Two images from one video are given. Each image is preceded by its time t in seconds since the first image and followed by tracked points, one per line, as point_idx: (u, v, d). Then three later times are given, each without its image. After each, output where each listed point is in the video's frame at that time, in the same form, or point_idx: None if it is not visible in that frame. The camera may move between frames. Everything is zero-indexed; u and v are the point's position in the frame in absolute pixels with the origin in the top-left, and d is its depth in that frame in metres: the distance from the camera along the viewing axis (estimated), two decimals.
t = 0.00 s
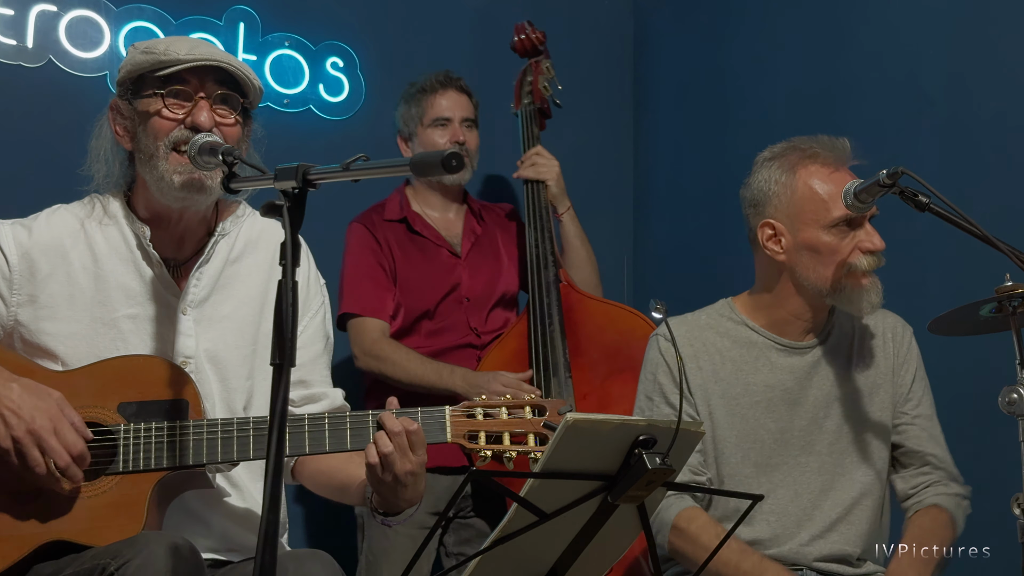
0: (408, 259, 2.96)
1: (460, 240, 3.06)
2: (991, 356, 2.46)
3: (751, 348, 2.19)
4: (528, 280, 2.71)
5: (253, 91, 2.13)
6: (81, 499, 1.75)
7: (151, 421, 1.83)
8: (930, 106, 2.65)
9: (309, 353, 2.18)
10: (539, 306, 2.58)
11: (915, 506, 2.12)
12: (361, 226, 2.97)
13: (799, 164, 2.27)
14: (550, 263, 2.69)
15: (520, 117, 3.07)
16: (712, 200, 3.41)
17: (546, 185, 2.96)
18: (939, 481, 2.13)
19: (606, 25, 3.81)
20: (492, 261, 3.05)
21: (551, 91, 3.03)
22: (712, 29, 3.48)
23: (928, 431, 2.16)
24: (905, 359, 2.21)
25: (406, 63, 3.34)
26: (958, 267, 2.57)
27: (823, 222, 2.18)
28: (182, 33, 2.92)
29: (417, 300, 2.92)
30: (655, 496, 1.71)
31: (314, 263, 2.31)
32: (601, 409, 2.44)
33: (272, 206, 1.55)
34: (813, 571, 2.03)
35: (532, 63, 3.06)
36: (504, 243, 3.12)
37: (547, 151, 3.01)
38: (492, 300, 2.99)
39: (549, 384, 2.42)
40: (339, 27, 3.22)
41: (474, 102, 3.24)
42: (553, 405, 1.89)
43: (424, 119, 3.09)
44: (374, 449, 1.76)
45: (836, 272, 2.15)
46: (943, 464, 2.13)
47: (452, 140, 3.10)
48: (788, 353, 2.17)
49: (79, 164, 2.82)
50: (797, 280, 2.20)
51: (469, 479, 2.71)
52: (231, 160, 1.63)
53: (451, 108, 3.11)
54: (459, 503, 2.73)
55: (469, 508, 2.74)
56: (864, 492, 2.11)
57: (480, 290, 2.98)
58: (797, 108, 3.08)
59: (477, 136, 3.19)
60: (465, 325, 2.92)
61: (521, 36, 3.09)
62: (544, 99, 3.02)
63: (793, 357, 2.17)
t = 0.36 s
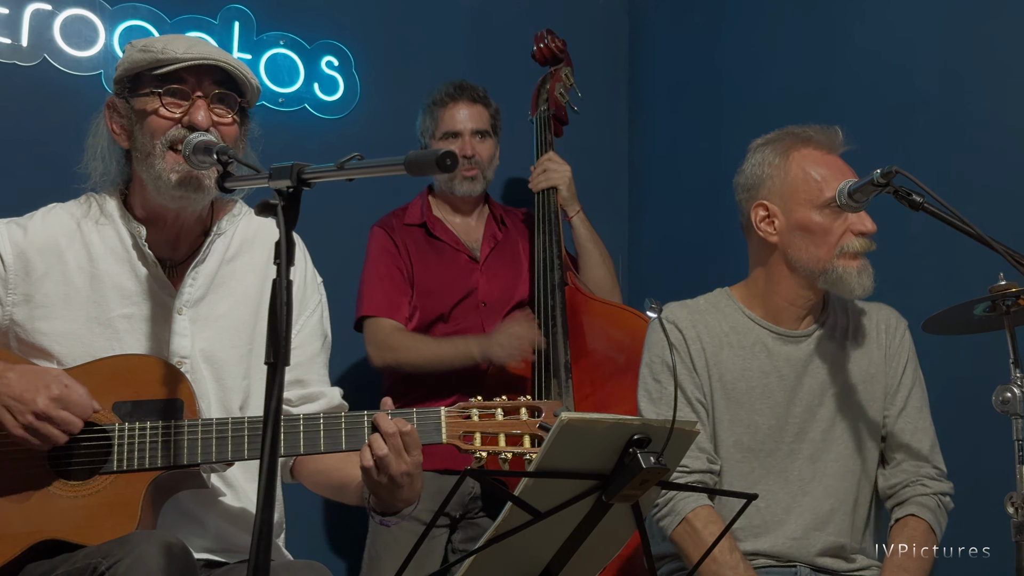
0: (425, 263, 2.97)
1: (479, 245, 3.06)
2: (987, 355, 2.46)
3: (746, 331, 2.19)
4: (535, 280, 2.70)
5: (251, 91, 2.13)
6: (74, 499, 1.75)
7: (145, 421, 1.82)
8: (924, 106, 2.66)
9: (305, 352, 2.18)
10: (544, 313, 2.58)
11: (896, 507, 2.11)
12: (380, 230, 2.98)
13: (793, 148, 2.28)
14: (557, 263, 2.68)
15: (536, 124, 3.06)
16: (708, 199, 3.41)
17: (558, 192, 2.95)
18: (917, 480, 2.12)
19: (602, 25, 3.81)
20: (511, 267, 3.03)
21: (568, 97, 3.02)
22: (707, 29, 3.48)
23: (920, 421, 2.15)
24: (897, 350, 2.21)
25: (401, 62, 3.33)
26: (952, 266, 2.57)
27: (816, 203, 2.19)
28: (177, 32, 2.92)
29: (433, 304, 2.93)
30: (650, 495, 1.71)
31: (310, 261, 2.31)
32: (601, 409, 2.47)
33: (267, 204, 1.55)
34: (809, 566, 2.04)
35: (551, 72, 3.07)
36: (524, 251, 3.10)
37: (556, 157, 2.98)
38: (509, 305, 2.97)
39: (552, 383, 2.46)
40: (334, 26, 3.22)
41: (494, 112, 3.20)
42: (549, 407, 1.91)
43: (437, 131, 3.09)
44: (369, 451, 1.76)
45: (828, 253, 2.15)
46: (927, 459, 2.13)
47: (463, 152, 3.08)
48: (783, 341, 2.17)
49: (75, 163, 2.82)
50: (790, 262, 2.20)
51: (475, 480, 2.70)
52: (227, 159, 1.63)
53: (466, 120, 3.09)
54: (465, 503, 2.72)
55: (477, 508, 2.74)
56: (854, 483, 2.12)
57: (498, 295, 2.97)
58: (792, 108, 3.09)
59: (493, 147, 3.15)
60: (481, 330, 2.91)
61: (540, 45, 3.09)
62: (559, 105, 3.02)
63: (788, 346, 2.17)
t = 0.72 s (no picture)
0: (427, 264, 2.98)
1: (480, 247, 3.05)
2: (981, 353, 2.46)
3: (735, 343, 2.20)
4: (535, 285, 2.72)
5: (249, 94, 2.12)
6: (69, 499, 1.75)
7: (141, 421, 1.83)
8: (917, 105, 2.66)
9: (299, 353, 2.18)
10: (543, 314, 2.61)
11: (897, 509, 2.11)
12: (383, 229, 2.98)
13: (773, 157, 2.30)
14: (557, 267, 2.70)
15: (537, 129, 3.07)
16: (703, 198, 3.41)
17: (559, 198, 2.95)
18: (917, 482, 2.12)
19: (596, 24, 3.81)
20: (511, 269, 3.04)
21: (569, 104, 3.03)
22: (701, 28, 3.49)
23: (917, 424, 2.16)
24: (892, 352, 2.22)
25: (395, 61, 3.33)
26: (946, 265, 2.57)
27: (797, 215, 2.20)
28: (170, 31, 2.92)
29: (434, 306, 2.94)
30: (645, 495, 1.72)
31: (306, 262, 2.31)
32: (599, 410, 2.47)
33: (260, 203, 1.55)
34: (802, 567, 2.03)
35: (552, 79, 3.06)
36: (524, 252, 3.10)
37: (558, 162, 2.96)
38: (509, 308, 2.98)
39: (550, 385, 2.47)
40: (328, 25, 3.22)
41: (493, 118, 3.12)
42: (545, 408, 1.92)
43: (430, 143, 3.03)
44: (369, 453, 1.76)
45: (810, 265, 2.16)
46: (927, 461, 2.13)
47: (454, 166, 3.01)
48: (772, 349, 2.18)
49: (69, 162, 2.82)
50: (774, 275, 2.22)
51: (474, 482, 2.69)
52: (220, 158, 1.63)
53: (461, 132, 3.03)
54: (462, 505, 2.71)
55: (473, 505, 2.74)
56: (852, 486, 2.12)
57: (498, 298, 2.98)
58: (786, 107, 3.09)
59: (487, 158, 3.08)
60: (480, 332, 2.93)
61: (542, 53, 3.08)
62: (560, 111, 3.02)
63: (777, 353, 2.18)
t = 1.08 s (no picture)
0: (411, 266, 2.97)
1: (463, 249, 3.04)
2: (976, 354, 2.46)
3: (722, 347, 2.19)
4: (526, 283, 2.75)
5: (242, 97, 2.12)
6: (65, 503, 1.76)
7: (136, 424, 1.83)
8: (910, 107, 2.67)
9: (293, 353, 2.18)
10: (535, 312, 2.62)
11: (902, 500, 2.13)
12: (366, 229, 2.98)
13: (773, 158, 2.26)
14: (547, 267, 2.73)
15: (521, 127, 3.10)
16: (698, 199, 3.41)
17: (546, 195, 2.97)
18: (919, 470, 2.15)
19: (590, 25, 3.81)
20: (495, 271, 3.02)
21: (552, 102, 3.05)
22: (695, 30, 3.49)
23: (907, 418, 2.18)
24: (875, 350, 2.24)
25: (389, 63, 3.33)
26: (940, 266, 2.58)
27: (803, 214, 2.17)
28: (165, 33, 2.91)
29: (417, 308, 2.94)
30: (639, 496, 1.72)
31: (299, 262, 2.30)
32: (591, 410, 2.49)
33: (255, 206, 1.55)
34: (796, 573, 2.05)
35: (534, 76, 3.08)
36: (508, 251, 3.08)
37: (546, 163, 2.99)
38: (493, 310, 2.98)
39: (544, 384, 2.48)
40: (322, 27, 3.21)
41: (472, 116, 3.15)
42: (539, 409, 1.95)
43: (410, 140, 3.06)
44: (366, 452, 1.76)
45: (817, 264, 2.14)
46: (923, 451, 2.16)
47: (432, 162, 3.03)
48: (760, 352, 2.18)
49: (63, 165, 2.82)
50: (778, 274, 2.18)
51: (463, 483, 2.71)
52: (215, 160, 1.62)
53: (440, 130, 3.05)
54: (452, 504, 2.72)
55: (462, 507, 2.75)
56: (840, 486, 2.13)
57: (481, 299, 2.97)
58: (780, 108, 3.10)
59: (466, 156, 3.10)
60: (464, 334, 2.93)
61: (524, 51, 3.11)
62: (544, 110, 3.05)
63: (765, 356, 2.18)
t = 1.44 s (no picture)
0: (388, 259, 2.94)
1: (438, 243, 3.02)
2: (974, 356, 2.47)
3: (717, 346, 2.20)
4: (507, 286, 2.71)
5: (230, 92, 2.13)
6: (62, 506, 1.75)
7: (133, 426, 1.82)
8: (906, 109, 2.67)
9: (290, 354, 2.18)
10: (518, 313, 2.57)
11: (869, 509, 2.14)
12: (341, 221, 2.93)
13: (757, 162, 2.31)
14: (529, 267, 2.70)
15: (492, 124, 3.06)
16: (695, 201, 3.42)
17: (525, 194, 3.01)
18: (888, 478, 2.16)
19: (587, 27, 3.81)
20: (470, 265, 3.02)
21: (522, 98, 3.02)
22: (692, 33, 3.50)
23: (888, 420, 2.19)
24: (868, 348, 2.24)
25: (386, 66, 3.33)
26: (937, 268, 2.58)
27: (788, 216, 2.21)
28: (161, 36, 2.91)
29: (393, 303, 2.92)
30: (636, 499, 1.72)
31: (293, 263, 2.30)
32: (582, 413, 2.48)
33: (252, 208, 1.55)
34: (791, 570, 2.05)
35: (500, 71, 3.06)
36: (482, 246, 3.09)
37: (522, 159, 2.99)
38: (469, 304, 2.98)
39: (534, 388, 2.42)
40: (319, 30, 3.22)
41: (450, 111, 3.15)
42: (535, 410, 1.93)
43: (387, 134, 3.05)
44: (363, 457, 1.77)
45: (804, 264, 2.17)
46: (896, 458, 2.17)
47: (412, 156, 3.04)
48: (755, 350, 2.19)
49: (60, 168, 2.82)
50: (764, 276, 2.21)
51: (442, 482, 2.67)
52: (211, 163, 1.62)
53: (419, 123, 3.05)
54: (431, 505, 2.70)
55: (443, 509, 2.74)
56: (834, 483, 2.13)
57: (459, 294, 2.97)
58: (777, 110, 3.10)
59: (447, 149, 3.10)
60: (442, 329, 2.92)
61: (490, 44, 3.07)
62: (515, 105, 3.02)
63: (760, 353, 2.18)
